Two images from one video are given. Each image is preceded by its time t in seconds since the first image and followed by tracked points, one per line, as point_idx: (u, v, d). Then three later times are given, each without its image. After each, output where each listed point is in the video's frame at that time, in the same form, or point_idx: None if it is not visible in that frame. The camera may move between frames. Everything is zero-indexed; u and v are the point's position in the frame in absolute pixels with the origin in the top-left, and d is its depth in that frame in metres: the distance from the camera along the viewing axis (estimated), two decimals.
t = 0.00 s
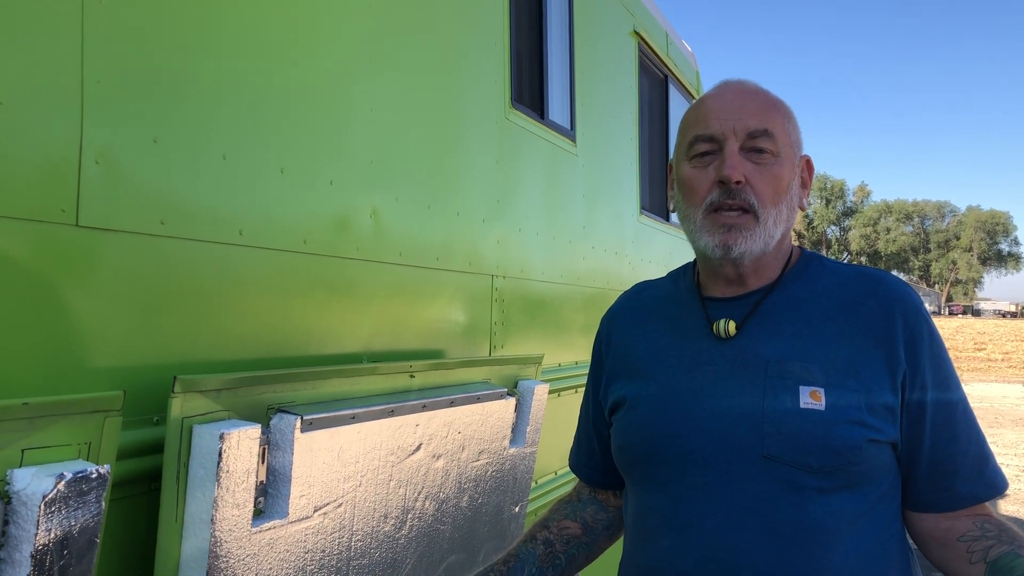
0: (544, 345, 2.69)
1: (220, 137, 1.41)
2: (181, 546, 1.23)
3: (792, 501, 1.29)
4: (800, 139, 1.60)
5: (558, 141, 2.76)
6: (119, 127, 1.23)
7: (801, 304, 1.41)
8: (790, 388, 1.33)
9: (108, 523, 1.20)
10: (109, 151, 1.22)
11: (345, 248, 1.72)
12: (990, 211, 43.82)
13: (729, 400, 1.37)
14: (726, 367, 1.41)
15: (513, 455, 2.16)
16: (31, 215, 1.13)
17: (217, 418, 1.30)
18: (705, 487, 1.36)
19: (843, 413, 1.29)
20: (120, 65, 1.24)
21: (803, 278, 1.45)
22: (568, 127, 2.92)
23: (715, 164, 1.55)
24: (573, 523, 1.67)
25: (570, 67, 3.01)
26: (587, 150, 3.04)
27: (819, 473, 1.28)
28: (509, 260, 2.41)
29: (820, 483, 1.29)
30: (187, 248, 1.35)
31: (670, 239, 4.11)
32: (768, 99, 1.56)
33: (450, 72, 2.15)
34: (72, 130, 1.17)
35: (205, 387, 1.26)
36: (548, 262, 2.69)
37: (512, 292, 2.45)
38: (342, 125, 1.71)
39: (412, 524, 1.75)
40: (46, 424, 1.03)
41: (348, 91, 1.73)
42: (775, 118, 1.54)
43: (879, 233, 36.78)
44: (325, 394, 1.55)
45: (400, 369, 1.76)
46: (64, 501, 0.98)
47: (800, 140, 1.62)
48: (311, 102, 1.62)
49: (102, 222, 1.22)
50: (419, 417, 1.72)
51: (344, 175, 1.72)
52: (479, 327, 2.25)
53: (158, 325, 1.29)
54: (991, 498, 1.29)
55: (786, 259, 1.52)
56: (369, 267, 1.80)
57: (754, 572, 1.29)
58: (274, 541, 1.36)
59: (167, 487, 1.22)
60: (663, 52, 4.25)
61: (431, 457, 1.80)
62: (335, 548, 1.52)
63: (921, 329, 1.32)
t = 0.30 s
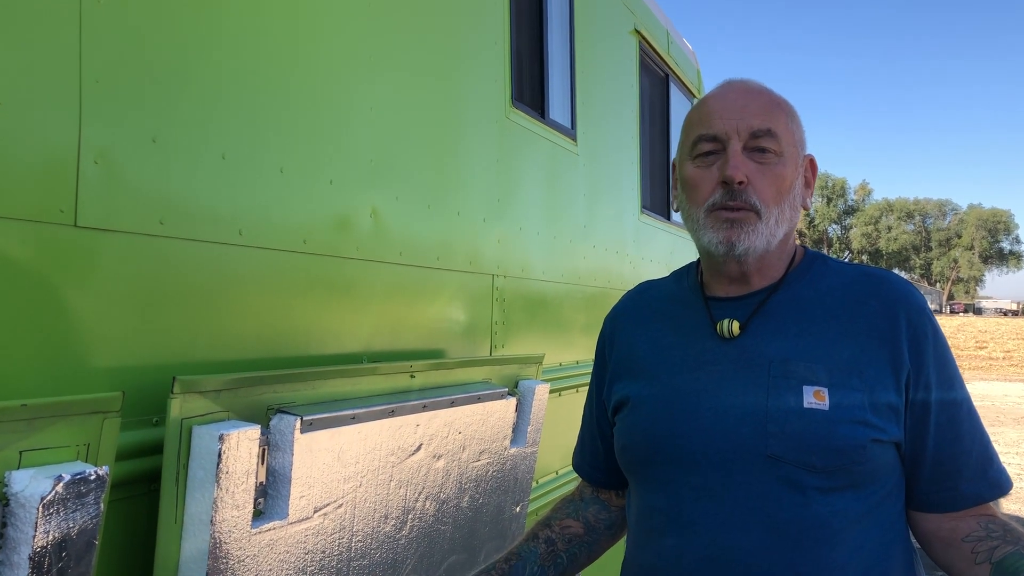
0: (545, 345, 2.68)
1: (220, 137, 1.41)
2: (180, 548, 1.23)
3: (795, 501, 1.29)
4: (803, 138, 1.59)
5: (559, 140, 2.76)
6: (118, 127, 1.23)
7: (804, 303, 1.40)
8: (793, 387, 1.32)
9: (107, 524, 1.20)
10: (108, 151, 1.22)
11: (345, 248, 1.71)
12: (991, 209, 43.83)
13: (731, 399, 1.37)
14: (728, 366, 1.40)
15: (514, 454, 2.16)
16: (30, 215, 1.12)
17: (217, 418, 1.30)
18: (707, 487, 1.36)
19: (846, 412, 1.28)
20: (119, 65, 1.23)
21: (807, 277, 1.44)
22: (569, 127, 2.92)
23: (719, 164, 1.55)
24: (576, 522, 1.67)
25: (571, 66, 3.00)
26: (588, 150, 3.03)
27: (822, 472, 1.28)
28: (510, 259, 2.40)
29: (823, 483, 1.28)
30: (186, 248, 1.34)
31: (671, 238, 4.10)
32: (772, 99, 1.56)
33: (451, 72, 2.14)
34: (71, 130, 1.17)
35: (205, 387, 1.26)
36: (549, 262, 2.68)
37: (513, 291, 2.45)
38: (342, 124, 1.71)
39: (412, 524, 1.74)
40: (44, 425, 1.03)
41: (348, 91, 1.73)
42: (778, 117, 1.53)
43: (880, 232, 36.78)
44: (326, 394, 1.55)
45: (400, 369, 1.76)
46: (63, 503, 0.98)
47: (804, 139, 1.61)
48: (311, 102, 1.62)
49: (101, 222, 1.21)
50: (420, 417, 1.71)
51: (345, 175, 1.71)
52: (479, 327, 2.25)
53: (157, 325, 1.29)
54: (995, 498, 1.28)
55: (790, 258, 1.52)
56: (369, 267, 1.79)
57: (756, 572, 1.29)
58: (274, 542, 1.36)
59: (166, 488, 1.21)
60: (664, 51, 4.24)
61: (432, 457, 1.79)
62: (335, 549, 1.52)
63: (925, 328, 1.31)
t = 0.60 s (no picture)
0: (545, 344, 2.68)
1: (221, 136, 1.40)
2: (182, 548, 1.23)
3: (797, 500, 1.28)
4: (808, 138, 1.59)
5: (559, 139, 2.75)
6: (119, 126, 1.23)
7: (808, 301, 1.40)
8: (797, 385, 1.32)
9: (107, 524, 1.20)
10: (108, 150, 1.21)
11: (346, 247, 1.71)
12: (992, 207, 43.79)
13: (734, 398, 1.37)
14: (730, 365, 1.40)
15: (516, 453, 2.16)
16: (31, 215, 1.12)
17: (218, 417, 1.29)
18: (710, 486, 1.36)
19: (849, 410, 1.28)
20: (119, 64, 1.23)
21: (811, 276, 1.44)
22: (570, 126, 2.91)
23: (723, 163, 1.54)
24: (582, 521, 1.67)
25: (572, 64, 3.00)
26: (589, 148, 3.03)
27: (825, 471, 1.28)
28: (511, 258, 2.40)
29: (825, 481, 1.28)
30: (187, 248, 1.34)
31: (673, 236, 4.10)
32: (777, 98, 1.55)
33: (451, 70, 2.14)
34: (71, 130, 1.17)
35: (206, 387, 1.25)
36: (550, 260, 2.68)
37: (514, 290, 2.44)
38: (342, 124, 1.70)
39: (414, 523, 1.74)
40: (46, 425, 1.03)
41: (349, 90, 1.73)
42: (783, 116, 1.53)
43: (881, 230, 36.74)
44: (328, 393, 1.55)
45: (401, 368, 1.76)
46: (64, 502, 0.98)
47: (808, 138, 1.61)
48: (312, 101, 1.62)
49: (102, 222, 1.21)
50: (422, 416, 1.71)
51: (346, 174, 1.71)
52: (481, 326, 2.24)
53: (158, 325, 1.29)
54: (998, 497, 1.28)
55: (794, 258, 1.51)
56: (370, 266, 1.79)
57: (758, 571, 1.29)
58: (275, 542, 1.36)
59: (167, 488, 1.21)
60: (665, 49, 4.23)
61: (433, 456, 1.79)
62: (337, 548, 1.52)
63: (929, 327, 1.31)
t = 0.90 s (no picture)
0: (545, 342, 2.69)
1: (220, 135, 1.41)
2: (182, 545, 1.23)
3: (795, 496, 1.29)
4: (806, 136, 1.59)
5: (559, 138, 2.75)
6: (118, 125, 1.23)
7: (806, 299, 1.40)
8: (794, 383, 1.32)
9: (107, 522, 1.20)
10: (107, 149, 1.22)
11: (346, 245, 1.72)
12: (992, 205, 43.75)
13: (732, 396, 1.37)
14: (729, 362, 1.40)
15: (515, 451, 2.16)
16: (30, 214, 1.12)
17: (217, 415, 1.30)
18: (708, 483, 1.36)
19: (847, 407, 1.29)
20: (118, 63, 1.23)
21: (809, 273, 1.44)
22: (570, 124, 2.91)
23: (722, 161, 1.54)
24: (582, 519, 1.67)
25: (571, 63, 3.00)
26: (589, 147, 3.03)
27: (822, 467, 1.28)
28: (510, 256, 2.40)
29: (823, 478, 1.28)
30: (187, 246, 1.35)
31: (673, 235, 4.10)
32: (775, 96, 1.56)
33: (451, 69, 2.14)
34: (71, 129, 1.17)
35: (206, 385, 1.26)
36: (550, 259, 2.68)
37: (514, 288, 2.44)
38: (342, 122, 1.71)
39: (413, 521, 1.74)
40: (45, 423, 1.03)
41: (348, 89, 1.73)
42: (782, 115, 1.53)
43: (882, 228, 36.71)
44: (328, 391, 1.55)
45: (401, 366, 1.76)
46: (63, 500, 0.98)
47: (806, 137, 1.61)
48: (311, 100, 1.62)
49: (101, 221, 1.21)
50: (421, 414, 1.72)
51: (345, 172, 1.71)
52: (480, 324, 2.25)
53: (158, 323, 1.29)
54: (995, 494, 1.29)
55: (792, 255, 1.52)
56: (370, 264, 1.79)
57: (756, 568, 1.29)
58: (275, 539, 1.36)
59: (167, 486, 1.22)
60: (665, 48, 4.23)
61: (433, 454, 1.79)
62: (336, 546, 1.52)
63: (926, 324, 1.31)
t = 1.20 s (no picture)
0: (545, 340, 2.69)
1: (220, 133, 1.41)
2: (181, 543, 1.23)
3: (794, 494, 1.29)
4: (805, 134, 1.59)
5: (559, 136, 2.76)
6: (117, 123, 1.23)
7: (805, 296, 1.40)
8: (793, 380, 1.33)
9: (107, 519, 1.20)
10: (107, 147, 1.22)
11: (345, 243, 1.72)
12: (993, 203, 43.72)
13: (731, 393, 1.37)
14: (728, 360, 1.41)
15: (515, 449, 2.16)
16: (29, 212, 1.13)
17: (217, 413, 1.30)
18: (707, 480, 1.36)
19: (845, 405, 1.29)
20: (118, 61, 1.23)
21: (808, 271, 1.44)
22: (570, 122, 2.91)
23: (720, 159, 1.55)
24: (582, 517, 1.67)
25: (572, 61, 3.00)
26: (589, 145, 3.03)
27: (821, 465, 1.28)
28: (510, 255, 2.41)
29: (821, 475, 1.28)
30: (186, 244, 1.35)
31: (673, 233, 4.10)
32: (774, 94, 1.56)
33: (451, 67, 2.14)
34: (70, 127, 1.17)
35: (206, 382, 1.26)
36: (550, 257, 2.68)
37: (514, 286, 2.45)
38: (341, 120, 1.71)
39: (413, 519, 1.75)
40: (44, 420, 1.03)
41: (348, 87, 1.73)
42: (780, 112, 1.53)
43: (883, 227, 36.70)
44: (327, 389, 1.55)
45: (400, 364, 1.76)
46: (63, 497, 0.99)
47: (805, 135, 1.61)
48: (311, 98, 1.62)
49: (101, 218, 1.22)
50: (420, 412, 1.72)
51: (344, 170, 1.71)
52: (480, 322, 2.25)
53: (158, 321, 1.29)
54: (993, 491, 1.29)
55: (792, 252, 1.52)
56: (369, 263, 1.79)
57: (755, 565, 1.29)
58: (275, 536, 1.36)
59: (167, 483, 1.22)
60: (666, 46, 4.23)
61: (432, 452, 1.80)
62: (336, 543, 1.52)
63: (924, 321, 1.31)
